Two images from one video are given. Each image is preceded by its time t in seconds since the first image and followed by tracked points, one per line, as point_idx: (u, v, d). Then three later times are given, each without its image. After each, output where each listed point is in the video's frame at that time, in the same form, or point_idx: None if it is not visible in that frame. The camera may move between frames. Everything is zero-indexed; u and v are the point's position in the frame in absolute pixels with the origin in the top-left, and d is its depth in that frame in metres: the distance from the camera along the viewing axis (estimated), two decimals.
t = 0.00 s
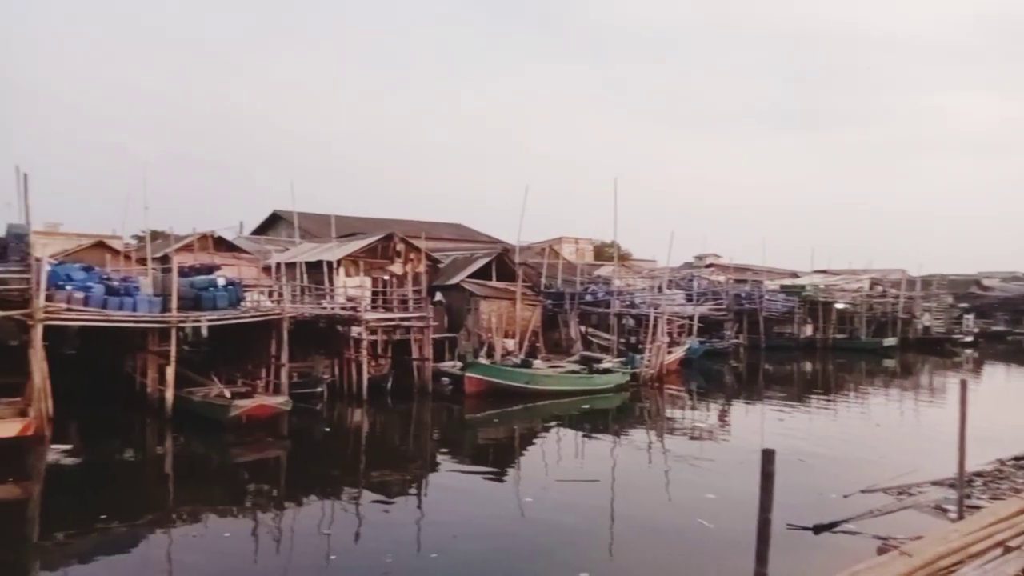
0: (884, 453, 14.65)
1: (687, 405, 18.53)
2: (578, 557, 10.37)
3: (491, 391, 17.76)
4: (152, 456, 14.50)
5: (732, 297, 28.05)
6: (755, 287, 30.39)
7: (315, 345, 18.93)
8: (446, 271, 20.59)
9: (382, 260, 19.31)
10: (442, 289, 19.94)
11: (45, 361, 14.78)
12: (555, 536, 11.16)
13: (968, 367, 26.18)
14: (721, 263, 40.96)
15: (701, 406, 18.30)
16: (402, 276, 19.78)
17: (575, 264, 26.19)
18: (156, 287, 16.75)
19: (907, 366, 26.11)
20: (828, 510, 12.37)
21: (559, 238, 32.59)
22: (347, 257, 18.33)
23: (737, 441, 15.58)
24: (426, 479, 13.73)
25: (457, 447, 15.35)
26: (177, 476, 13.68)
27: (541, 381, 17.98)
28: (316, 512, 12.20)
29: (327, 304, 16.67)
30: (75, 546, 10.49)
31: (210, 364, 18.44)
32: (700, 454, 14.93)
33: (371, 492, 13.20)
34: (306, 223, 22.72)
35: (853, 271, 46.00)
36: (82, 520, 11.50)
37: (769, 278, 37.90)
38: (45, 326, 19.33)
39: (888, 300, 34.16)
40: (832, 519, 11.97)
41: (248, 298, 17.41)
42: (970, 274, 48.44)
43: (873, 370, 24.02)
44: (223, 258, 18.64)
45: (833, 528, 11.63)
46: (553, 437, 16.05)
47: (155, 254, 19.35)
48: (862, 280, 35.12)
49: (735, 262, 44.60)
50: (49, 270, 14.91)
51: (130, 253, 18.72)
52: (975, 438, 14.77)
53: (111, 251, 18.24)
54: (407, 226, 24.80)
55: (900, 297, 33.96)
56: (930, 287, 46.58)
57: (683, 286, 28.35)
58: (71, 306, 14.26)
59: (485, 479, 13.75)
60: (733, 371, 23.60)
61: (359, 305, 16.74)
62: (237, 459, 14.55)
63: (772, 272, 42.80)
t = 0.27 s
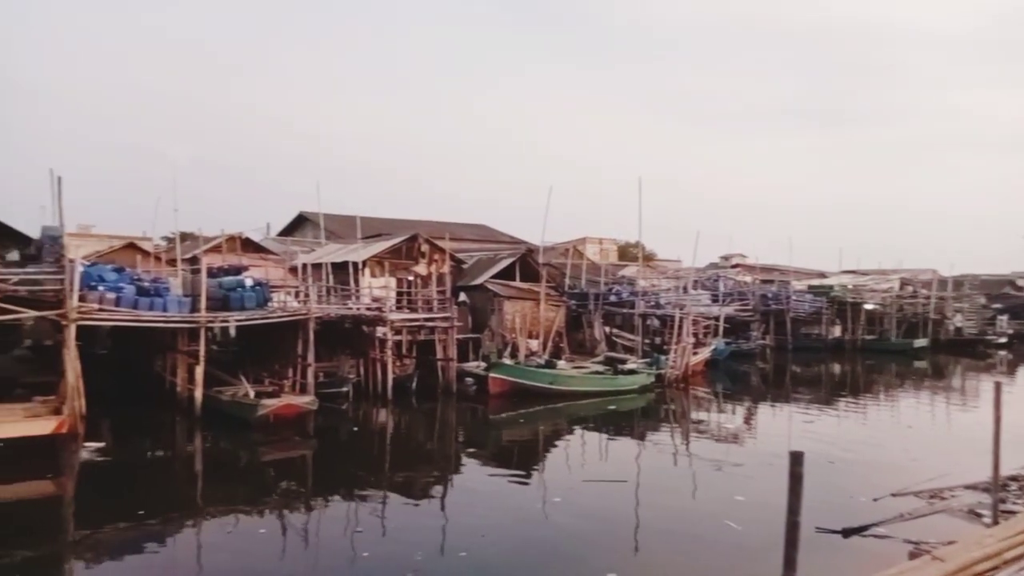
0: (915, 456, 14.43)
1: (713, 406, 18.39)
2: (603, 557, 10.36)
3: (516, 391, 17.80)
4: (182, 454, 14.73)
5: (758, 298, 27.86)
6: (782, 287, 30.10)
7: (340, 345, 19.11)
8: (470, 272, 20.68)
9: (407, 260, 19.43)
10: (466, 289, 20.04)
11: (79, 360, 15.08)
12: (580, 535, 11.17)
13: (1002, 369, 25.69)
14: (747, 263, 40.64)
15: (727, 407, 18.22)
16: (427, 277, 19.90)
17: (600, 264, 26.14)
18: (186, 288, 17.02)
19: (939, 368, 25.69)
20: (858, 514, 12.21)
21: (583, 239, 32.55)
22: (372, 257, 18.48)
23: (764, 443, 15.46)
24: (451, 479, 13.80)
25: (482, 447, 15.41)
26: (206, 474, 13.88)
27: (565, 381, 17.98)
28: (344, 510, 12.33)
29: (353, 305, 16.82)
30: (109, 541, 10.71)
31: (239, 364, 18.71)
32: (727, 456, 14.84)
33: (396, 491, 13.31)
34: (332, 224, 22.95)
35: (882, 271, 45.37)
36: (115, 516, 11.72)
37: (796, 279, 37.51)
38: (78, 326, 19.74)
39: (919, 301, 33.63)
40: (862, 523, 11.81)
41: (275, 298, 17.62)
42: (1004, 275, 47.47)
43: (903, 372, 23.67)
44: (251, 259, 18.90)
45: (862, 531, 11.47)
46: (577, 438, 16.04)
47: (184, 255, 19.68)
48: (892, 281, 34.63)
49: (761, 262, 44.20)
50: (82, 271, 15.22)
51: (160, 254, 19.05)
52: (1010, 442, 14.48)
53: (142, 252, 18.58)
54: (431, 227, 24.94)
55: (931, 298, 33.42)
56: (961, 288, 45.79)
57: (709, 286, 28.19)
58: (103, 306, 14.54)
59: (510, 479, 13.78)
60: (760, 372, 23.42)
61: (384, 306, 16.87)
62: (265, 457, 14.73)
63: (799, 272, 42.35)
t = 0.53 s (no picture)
0: (948, 459, 14.16)
1: (741, 407, 18.22)
2: (629, 558, 10.32)
3: (541, 391, 17.81)
4: (212, 451, 14.94)
5: (786, 298, 27.57)
6: (811, 287, 29.75)
7: (366, 344, 19.27)
8: (496, 272, 20.73)
9: (432, 260, 19.52)
10: (491, 289, 20.09)
11: (112, 358, 15.36)
12: (606, 535, 11.15)
13: None
14: (774, 263, 40.25)
15: (755, 408, 18.07)
16: (452, 276, 19.97)
17: (625, 264, 26.05)
18: (215, 287, 17.25)
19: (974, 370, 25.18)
20: (889, 517, 12.01)
21: (608, 238, 32.46)
22: (398, 257, 18.60)
23: (792, 444, 15.29)
24: (476, 478, 13.84)
25: (507, 447, 15.44)
26: (235, 471, 14.06)
27: (591, 381, 17.95)
28: (372, 507, 12.43)
29: (379, 304, 16.94)
30: (142, 536, 10.92)
31: (267, 362, 18.95)
32: (754, 458, 14.70)
33: (422, 489, 13.38)
34: (358, 224, 23.14)
35: (914, 271, 44.62)
36: (147, 511, 11.94)
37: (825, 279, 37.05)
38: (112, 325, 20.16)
39: (952, 302, 33.00)
40: (893, 526, 11.61)
41: (303, 298, 17.80)
42: None
43: (935, 373, 23.26)
44: (279, 259, 19.12)
45: (894, 535, 11.28)
46: (603, 438, 16.00)
47: (214, 254, 19.97)
48: (924, 281, 34.03)
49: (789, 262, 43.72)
50: (116, 270, 15.51)
51: (191, 254, 19.34)
52: None
53: (173, 252, 18.90)
54: (457, 227, 25.03)
55: (965, 299, 32.77)
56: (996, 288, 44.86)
57: (737, 286, 27.97)
58: (136, 306, 14.78)
59: (535, 479, 13.79)
60: (789, 373, 23.17)
61: (410, 305, 16.96)
62: (293, 455, 14.89)
63: (828, 272, 41.82)
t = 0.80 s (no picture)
0: (985, 465, 13.88)
1: (770, 410, 18.05)
2: (658, 560, 10.28)
3: (568, 393, 17.81)
4: (243, 449, 15.17)
5: (816, 299, 27.25)
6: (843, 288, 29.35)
7: (393, 344, 19.42)
8: (522, 273, 20.77)
9: (459, 261, 19.62)
10: (518, 290, 20.13)
11: (146, 357, 15.65)
12: (634, 538, 11.11)
13: None
14: (804, 263, 39.79)
15: (784, 411, 17.90)
16: (478, 277, 20.05)
17: (652, 265, 25.94)
18: (246, 288, 17.51)
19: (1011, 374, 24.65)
20: (924, 523, 11.80)
21: (635, 239, 32.33)
22: (425, 258, 18.72)
23: (823, 448, 15.11)
24: (503, 478, 13.87)
25: (534, 447, 15.46)
26: (266, 469, 14.26)
27: (617, 383, 17.91)
28: (400, 506, 12.53)
29: (406, 305, 17.07)
30: (176, 532, 11.13)
31: (296, 362, 19.19)
32: (784, 461, 14.55)
33: (450, 489, 13.45)
34: (385, 225, 23.33)
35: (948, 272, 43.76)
36: (180, 507, 12.16)
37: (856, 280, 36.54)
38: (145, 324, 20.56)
39: (988, 303, 32.32)
40: (928, 533, 11.41)
41: (331, 298, 17.99)
42: None
43: (971, 376, 22.81)
44: (308, 260, 19.35)
45: (928, 541, 11.08)
46: (630, 439, 15.96)
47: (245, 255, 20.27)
48: (959, 282, 33.38)
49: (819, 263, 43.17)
50: (150, 271, 15.81)
51: (222, 255, 19.66)
52: None
53: (205, 253, 19.21)
54: (483, 228, 25.12)
55: (1002, 300, 32.07)
56: None
57: (766, 287, 27.70)
58: (169, 306, 15.04)
59: (562, 480, 13.79)
60: (819, 375, 22.90)
61: (437, 306, 17.06)
62: (321, 453, 15.06)
63: (859, 273, 41.20)
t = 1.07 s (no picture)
0: None
1: (800, 413, 17.86)
2: (688, 565, 10.23)
3: (595, 395, 17.78)
4: (273, 449, 15.38)
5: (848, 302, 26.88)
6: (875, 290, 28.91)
7: (421, 346, 19.56)
8: (549, 274, 20.79)
9: (486, 262, 19.70)
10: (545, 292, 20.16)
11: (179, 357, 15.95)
12: (664, 541, 11.07)
13: None
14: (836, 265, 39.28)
15: (815, 415, 17.69)
16: (505, 279, 20.10)
17: (680, 267, 25.79)
18: (276, 289, 17.75)
19: None
20: (960, 530, 11.58)
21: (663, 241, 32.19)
22: (452, 260, 18.83)
23: (855, 452, 14.91)
24: (531, 480, 13.90)
25: (561, 449, 15.47)
26: (296, 468, 14.44)
27: (645, 385, 17.85)
28: (428, 507, 12.62)
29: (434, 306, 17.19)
30: (209, 529, 11.33)
31: (325, 363, 19.42)
32: (815, 465, 14.39)
33: (478, 490, 13.51)
34: (413, 227, 23.50)
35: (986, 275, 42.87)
36: (213, 505, 12.37)
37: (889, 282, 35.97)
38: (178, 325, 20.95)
39: None
40: (966, 540, 11.18)
41: (360, 300, 18.17)
42: None
43: (1009, 381, 22.33)
44: (337, 262, 19.56)
45: (966, 549, 10.87)
46: (658, 442, 15.90)
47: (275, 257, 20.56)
48: (997, 285, 32.67)
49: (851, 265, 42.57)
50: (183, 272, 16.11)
51: (253, 257, 19.95)
52: None
53: (236, 255, 19.53)
54: (510, 230, 25.19)
55: None
56: None
57: (796, 289, 27.40)
58: (202, 306, 15.31)
59: (590, 482, 13.78)
60: (851, 379, 22.59)
61: (464, 307, 17.15)
62: (350, 453, 15.22)
63: (893, 275, 40.52)
